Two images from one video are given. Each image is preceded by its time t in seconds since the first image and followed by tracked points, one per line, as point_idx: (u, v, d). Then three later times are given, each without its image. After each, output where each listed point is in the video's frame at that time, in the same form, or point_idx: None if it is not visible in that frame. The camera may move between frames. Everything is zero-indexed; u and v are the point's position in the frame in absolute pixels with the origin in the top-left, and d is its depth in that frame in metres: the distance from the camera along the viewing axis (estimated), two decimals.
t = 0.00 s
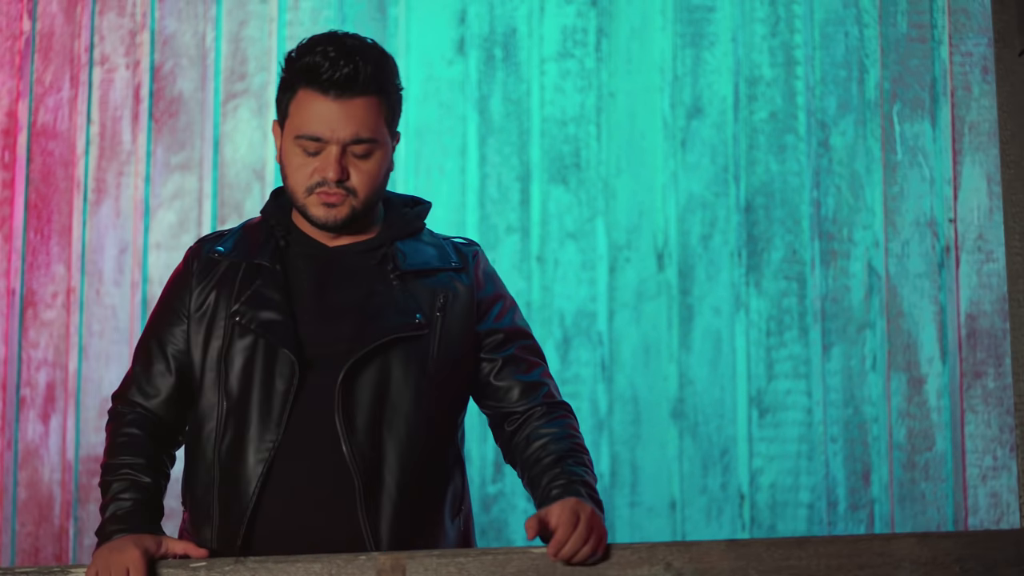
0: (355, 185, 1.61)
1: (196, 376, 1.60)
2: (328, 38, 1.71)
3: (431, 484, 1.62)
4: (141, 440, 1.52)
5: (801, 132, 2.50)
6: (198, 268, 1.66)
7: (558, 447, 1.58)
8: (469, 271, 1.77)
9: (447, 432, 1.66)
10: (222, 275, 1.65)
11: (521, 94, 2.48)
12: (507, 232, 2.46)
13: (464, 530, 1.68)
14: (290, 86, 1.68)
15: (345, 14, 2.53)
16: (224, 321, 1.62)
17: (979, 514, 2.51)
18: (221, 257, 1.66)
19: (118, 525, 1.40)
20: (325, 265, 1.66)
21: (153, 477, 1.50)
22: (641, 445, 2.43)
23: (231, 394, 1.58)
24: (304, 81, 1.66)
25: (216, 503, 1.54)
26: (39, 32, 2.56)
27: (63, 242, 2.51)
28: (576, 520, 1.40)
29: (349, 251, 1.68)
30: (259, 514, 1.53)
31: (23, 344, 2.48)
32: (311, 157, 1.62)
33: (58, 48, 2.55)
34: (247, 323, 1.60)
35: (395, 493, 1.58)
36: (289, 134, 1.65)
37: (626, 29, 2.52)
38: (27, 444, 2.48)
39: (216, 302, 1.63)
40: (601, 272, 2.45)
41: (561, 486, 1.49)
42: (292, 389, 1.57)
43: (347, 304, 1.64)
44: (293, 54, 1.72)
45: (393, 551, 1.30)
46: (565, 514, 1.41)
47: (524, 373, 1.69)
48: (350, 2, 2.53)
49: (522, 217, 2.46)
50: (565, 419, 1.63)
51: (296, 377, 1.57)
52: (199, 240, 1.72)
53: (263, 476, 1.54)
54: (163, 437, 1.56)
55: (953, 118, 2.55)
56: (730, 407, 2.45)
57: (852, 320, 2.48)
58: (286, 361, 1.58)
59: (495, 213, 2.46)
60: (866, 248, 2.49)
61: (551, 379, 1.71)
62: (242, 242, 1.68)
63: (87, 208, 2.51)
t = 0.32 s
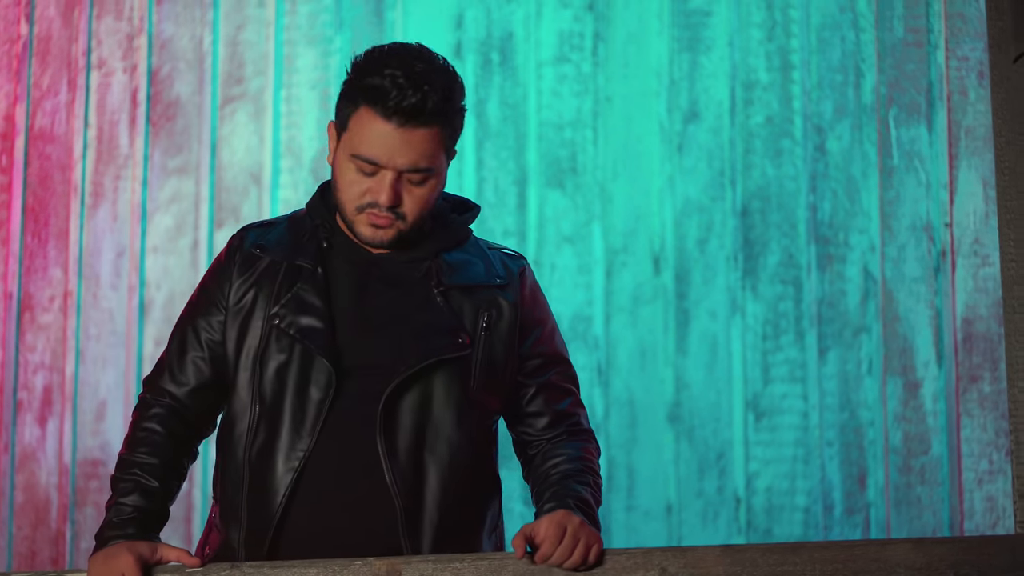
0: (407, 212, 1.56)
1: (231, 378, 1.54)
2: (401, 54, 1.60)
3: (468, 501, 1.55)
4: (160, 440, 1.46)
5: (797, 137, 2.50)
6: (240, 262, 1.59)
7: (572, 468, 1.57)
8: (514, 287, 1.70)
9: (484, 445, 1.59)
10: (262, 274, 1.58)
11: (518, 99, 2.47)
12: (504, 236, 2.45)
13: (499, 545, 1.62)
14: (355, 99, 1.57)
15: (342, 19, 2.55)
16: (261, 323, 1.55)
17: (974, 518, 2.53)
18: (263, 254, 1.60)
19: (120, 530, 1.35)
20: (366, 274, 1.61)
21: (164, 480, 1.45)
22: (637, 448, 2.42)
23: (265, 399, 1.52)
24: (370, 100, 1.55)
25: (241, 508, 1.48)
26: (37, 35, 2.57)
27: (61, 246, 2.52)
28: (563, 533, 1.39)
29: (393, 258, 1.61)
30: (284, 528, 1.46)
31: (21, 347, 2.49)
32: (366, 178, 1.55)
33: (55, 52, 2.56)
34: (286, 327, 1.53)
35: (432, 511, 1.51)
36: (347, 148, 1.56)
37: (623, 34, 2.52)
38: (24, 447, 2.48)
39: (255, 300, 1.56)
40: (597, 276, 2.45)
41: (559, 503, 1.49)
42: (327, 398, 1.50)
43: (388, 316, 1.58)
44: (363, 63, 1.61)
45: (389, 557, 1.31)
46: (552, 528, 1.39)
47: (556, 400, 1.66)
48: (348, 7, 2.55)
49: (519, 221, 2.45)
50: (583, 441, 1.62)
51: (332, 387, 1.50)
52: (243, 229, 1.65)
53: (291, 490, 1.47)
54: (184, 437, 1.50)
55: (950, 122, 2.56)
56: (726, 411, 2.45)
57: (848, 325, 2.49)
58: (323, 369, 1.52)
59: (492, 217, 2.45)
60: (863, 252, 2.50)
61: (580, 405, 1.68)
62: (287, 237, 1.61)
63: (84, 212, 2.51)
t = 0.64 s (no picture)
0: (473, 225, 1.46)
1: (269, 371, 1.46)
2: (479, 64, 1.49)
3: (508, 513, 1.49)
4: (177, 431, 1.40)
5: (805, 135, 2.49)
6: (280, 251, 1.51)
7: (592, 470, 1.54)
8: (555, 294, 1.64)
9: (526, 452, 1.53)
10: (303, 266, 1.50)
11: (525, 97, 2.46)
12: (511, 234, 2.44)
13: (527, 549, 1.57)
14: (431, 108, 1.47)
15: (348, 17, 2.53)
16: (302, 317, 1.47)
17: (984, 518, 2.52)
18: (303, 247, 1.52)
19: (132, 531, 1.31)
20: (408, 275, 1.53)
21: (179, 474, 1.40)
22: (646, 447, 2.41)
23: (304, 396, 1.43)
24: (449, 111, 1.44)
25: (273, 507, 1.39)
26: (42, 33, 2.58)
27: (67, 244, 2.51)
28: (578, 533, 1.38)
29: (438, 263, 1.53)
30: (318, 540, 1.38)
31: (26, 346, 2.48)
32: (437, 189, 1.45)
33: (60, 50, 2.56)
34: (329, 324, 1.46)
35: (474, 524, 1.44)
36: (419, 157, 1.46)
37: (631, 32, 2.51)
38: (30, 447, 2.48)
39: (295, 292, 1.48)
40: (605, 275, 2.44)
41: (574, 503, 1.47)
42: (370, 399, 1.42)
43: (432, 319, 1.50)
44: (438, 70, 1.51)
45: (402, 557, 1.29)
46: (567, 529, 1.38)
47: (585, 409, 1.62)
48: (355, 5, 2.53)
49: (526, 219, 2.44)
50: (608, 447, 1.58)
51: (377, 389, 1.42)
52: (280, 215, 1.57)
53: (328, 497, 1.39)
54: (205, 429, 1.44)
55: (959, 122, 2.56)
56: (735, 411, 2.44)
57: (857, 324, 2.48)
58: (368, 370, 1.44)
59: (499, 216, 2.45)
60: (871, 252, 2.49)
61: (610, 412, 1.64)
62: (329, 231, 1.53)
63: (90, 211, 2.51)
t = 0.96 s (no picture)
0: (532, 225, 1.45)
1: (309, 368, 1.45)
2: (533, 65, 1.47)
3: (550, 515, 1.48)
4: (212, 431, 1.38)
5: (827, 134, 2.48)
6: (322, 247, 1.50)
7: (632, 470, 1.52)
8: (599, 294, 1.61)
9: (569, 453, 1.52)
10: (345, 263, 1.49)
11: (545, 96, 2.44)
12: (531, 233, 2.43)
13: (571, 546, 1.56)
14: (486, 109, 1.44)
15: (367, 16, 2.51)
16: (344, 314, 1.46)
17: (1008, 519, 2.51)
18: (345, 243, 1.50)
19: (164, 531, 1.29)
20: (452, 274, 1.51)
21: (211, 475, 1.37)
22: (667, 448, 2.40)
23: (345, 393, 1.42)
24: (506, 113, 1.42)
25: (311, 506, 1.38)
26: (59, 31, 2.56)
27: (84, 243, 2.51)
28: (611, 535, 1.36)
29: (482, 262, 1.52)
30: (359, 540, 1.37)
31: (43, 345, 2.50)
32: (496, 190, 1.42)
33: (77, 48, 2.55)
34: (371, 323, 1.44)
35: (517, 526, 1.43)
36: (476, 159, 1.44)
37: (651, 30, 2.48)
38: (47, 447, 2.49)
39: (337, 290, 1.47)
40: (625, 274, 2.43)
41: (609, 504, 1.45)
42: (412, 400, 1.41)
43: (475, 319, 1.48)
44: (491, 71, 1.48)
45: (433, 558, 1.27)
46: (598, 531, 1.35)
47: (630, 407, 1.60)
48: (374, 3, 2.52)
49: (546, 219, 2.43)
50: (652, 446, 1.56)
51: (420, 389, 1.41)
52: (322, 210, 1.56)
53: (370, 499, 1.38)
54: (241, 427, 1.42)
55: (982, 121, 2.54)
56: (757, 412, 2.42)
57: (880, 324, 2.46)
58: (411, 370, 1.42)
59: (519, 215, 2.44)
60: (894, 251, 2.47)
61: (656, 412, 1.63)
62: (371, 227, 1.52)
63: (108, 209, 2.49)
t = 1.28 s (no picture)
0: (567, 226, 1.43)
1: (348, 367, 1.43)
2: (582, 65, 1.45)
3: (587, 520, 1.46)
4: (248, 431, 1.36)
5: (853, 133, 2.46)
6: (364, 245, 1.48)
7: (668, 474, 1.51)
8: (641, 299, 1.60)
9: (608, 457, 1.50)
10: (387, 263, 1.47)
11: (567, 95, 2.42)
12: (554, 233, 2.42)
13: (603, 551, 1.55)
14: (531, 104, 1.43)
15: (388, 14, 2.47)
16: (385, 315, 1.45)
17: None
18: (387, 242, 1.49)
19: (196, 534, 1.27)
20: (493, 276, 1.50)
21: (246, 475, 1.36)
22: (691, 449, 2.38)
23: (385, 394, 1.41)
24: (550, 110, 1.41)
25: (348, 509, 1.37)
26: (76, 28, 2.62)
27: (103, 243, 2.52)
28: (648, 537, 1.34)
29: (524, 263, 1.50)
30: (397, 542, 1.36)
31: (63, 345, 2.54)
32: (532, 187, 1.41)
33: (96, 46, 2.58)
34: (412, 324, 1.43)
35: (554, 534, 1.42)
36: (516, 154, 1.42)
37: (675, 28, 2.45)
38: (66, 446, 2.53)
39: (378, 290, 1.46)
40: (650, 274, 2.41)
41: (645, 506, 1.44)
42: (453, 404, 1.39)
43: (516, 322, 1.47)
44: (539, 68, 1.47)
45: (468, 560, 1.24)
46: (635, 532, 1.34)
47: (668, 413, 1.59)
48: (395, 1, 2.47)
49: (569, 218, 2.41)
50: (689, 452, 1.55)
51: (461, 393, 1.40)
52: (364, 207, 1.54)
53: (408, 503, 1.37)
54: (277, 427, 1.40)
55: (1007, 120, 2.53)
56: (783, 412, 2.41)
57: (905, 325, 2.45)
58: (452, 373, 1.41)
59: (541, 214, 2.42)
60: (920, 251, 2.46)
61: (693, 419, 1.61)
62: (413, 226, 1.51)
63: (127, 209, 2.49)
